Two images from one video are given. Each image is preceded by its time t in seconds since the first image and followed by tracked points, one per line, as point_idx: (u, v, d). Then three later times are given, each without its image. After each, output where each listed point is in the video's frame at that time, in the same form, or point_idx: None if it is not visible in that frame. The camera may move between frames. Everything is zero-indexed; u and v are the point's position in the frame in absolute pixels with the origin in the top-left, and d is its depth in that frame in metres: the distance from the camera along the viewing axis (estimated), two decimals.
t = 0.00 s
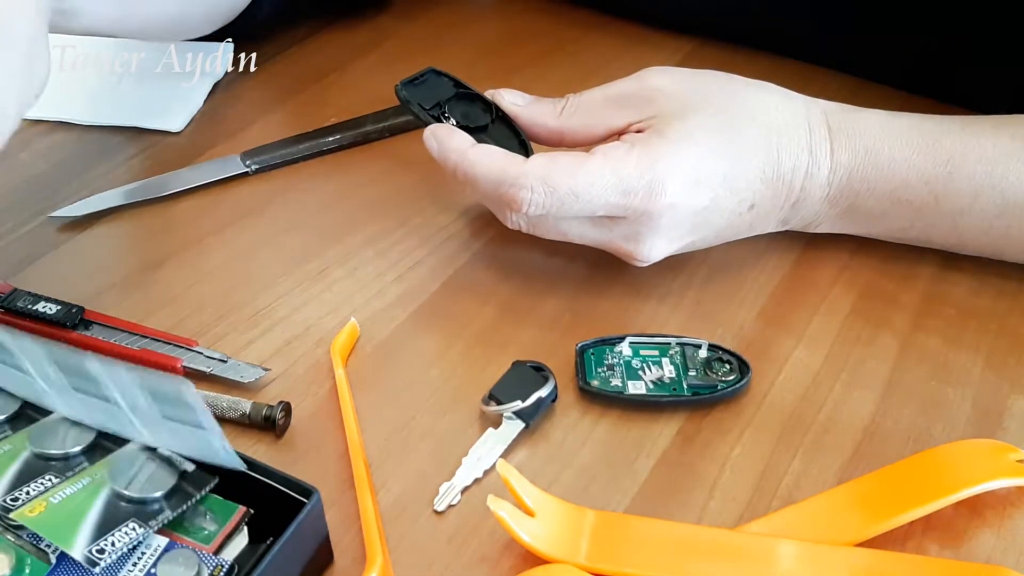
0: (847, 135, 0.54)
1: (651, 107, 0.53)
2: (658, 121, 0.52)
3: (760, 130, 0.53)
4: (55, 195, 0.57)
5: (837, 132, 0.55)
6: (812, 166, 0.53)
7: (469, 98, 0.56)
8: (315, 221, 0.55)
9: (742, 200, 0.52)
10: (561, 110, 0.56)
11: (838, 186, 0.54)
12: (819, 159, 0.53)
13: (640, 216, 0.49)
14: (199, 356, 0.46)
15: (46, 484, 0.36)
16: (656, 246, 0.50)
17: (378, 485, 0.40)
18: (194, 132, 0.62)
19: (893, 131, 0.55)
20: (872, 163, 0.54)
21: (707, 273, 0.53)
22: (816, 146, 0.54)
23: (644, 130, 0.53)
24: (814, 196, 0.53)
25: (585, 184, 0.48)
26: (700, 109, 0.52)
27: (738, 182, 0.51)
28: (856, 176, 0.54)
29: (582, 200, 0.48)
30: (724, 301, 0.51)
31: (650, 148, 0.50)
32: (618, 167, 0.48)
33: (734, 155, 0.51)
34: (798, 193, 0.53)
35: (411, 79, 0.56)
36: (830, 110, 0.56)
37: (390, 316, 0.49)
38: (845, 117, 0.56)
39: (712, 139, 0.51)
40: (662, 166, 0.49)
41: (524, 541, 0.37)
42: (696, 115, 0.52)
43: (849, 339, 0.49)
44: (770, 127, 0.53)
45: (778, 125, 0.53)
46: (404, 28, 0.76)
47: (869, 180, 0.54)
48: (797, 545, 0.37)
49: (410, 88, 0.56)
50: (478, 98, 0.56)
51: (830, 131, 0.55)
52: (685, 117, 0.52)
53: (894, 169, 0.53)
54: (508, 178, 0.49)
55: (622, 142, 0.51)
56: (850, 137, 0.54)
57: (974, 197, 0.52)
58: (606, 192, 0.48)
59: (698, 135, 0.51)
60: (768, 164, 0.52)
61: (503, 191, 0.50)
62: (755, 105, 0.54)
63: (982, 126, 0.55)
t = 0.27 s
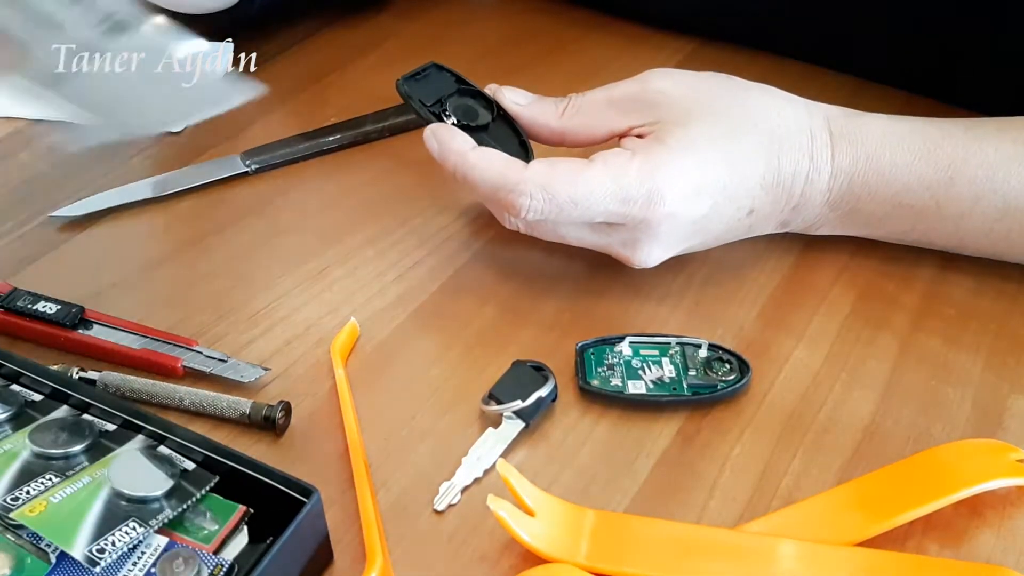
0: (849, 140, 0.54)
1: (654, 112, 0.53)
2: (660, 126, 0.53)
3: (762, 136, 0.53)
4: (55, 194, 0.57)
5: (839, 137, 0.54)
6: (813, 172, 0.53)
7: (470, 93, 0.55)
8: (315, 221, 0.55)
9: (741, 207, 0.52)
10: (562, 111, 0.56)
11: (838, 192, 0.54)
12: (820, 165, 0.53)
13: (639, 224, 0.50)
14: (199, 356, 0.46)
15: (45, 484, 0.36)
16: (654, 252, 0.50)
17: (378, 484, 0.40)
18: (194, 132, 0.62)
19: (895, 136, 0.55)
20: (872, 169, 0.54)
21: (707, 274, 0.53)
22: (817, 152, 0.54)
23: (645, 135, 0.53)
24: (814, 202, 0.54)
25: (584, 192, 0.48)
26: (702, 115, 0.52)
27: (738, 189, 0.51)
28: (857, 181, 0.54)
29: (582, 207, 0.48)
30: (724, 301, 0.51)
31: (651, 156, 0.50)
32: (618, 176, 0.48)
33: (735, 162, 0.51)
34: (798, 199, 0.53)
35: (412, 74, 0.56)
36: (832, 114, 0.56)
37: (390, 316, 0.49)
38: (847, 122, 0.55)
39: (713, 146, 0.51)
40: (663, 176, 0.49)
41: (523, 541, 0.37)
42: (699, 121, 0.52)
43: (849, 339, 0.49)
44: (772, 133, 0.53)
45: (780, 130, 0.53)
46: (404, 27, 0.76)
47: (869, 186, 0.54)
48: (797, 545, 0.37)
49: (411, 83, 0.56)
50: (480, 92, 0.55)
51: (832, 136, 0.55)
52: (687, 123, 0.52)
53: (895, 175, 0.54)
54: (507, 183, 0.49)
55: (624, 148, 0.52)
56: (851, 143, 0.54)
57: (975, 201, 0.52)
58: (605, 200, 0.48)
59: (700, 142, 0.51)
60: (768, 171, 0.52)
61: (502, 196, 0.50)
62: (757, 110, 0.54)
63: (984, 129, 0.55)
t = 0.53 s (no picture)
0: (850, 138, 0.54)
1: (655, 108, 0.53)
2: (661, 123, 0.52)
3: (762, 133, 0.53)
4: (55, 194, 0.57)
5: (840, 135, 0.54)
6: (813, 170, 0.53)
7: (474, 89, 0.56)
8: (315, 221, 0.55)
9: (742, 204, 0.52)
10: (564, 107, 0.56)
11: (839, 190, 0.54)
12: (820, 162, 0.53)
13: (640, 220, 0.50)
14: (199, 356, 0.46)
15: (45, 484, 0.36)
16: (654, 249, 0.50)
17: (378, 485, 0.40)
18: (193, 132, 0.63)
19: (896, 135, 0.55)
20: (873, 167, 0.54)
21: (707, 273, 0.53)
22: (818, 150, 0.54)
23: (646, 132, 0.53)
24: (815, 200, 0.53)
25: (584, 186, 0.48)
26: (703, 112, 0.52)
27: (739, 187, 0.51)
28: (858, 179, 0.54)
29: (582, 201, 0.48)
30: (724, 301, 0.51)
31: (652, 152, 0.50)
32: (619, 171, 0.48)
33: (736, 159, 0.51)
34: (799, 197, 0.53)
35: (418, 67, 0.57)
36: (834, 113, 0.56)
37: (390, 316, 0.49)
38: (848, 120, 0.56)
39: (714, 142, 0.51)
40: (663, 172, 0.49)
41: (523, 540, 0.37)
42: (700, 117, 0.52)
43: (849, 339, 0.49)
44: (773, 130, 0.53)
45: (781, 128, 0.53)
46: (404, 28, 0.76)
47: (870, 184, 0.54)
48: (797, 545, 0.37)
49: (416, 75, 0.57)
50: (485, 90, 0.56)
51: (833, 134, 0.55)
52: (689, 119, 0.52)
53: (894, 173, 0.54)
54: (509, 174, 0.49)
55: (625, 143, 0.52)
56: (853, 141, 0.54)
57: (975, 200, 0.52)
58: (605, 194, 0.48)
59: (701, 139, 0.51)
60: (769, 168, 0.52)
61: (502, 189, 0.50)
62: (759, 108, 0.54)
63: (985, 129, 0.55)
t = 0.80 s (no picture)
0: (850, 139, 0.54)
1: (656, 109, 0.53)
2: (661, 124, 0.52)
3: (763, 134, 0.53)
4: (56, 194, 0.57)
5: (841, 136, 0.54)
6: (814, 170, 0.53)
7: (474, 90, 0.56)
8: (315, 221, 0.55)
9: (742, 205, 0.52)
10: (564, 108, 0.56)
11: (840, 190, 0.54)
12: (821, 163, 0.53)
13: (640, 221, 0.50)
14: (200, 356, 0.46)
15: (45, 484, 0.36)
16: (655, 249, 0.50)
17: (378, 485, 0.40)
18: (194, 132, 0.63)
19: (896, 136, 0.55)
20: (873, 167, 0.54)
21: (708, 274, 0.53)
22: (819, 151, 0.54)
23: (647, 133, 0.53)
24: (815, 201, 0.53)
25: (586, 186, 0.48)
26: (704, 113, 0.52)
27: (740, 187, 0.51)
28: (858, 180, 0.54)
29: (583, 201, 0.48)
30: (724, 301, 0.51)
31: (653, 152, 0.50)
32: (621, 171, 0.48)
33: (737, 160, 0.51)
34: (798, 197, 0.53)
35: (419, 66, 0.56)
36: (834, 113, 0.56)
37: (390, 317, 0.49)
38: (849, 121, 0.55)
39: (715, 143, 0.51)
40: (665, 173, 0.49)
41: (523, 540, 0.37)
42: (700, 118, 0.52)
43: (850, 339, 0.49)
44: (774, 131, 0.53)
45: (782, 129, 0.53)
46: (404, 28, 0.76)
47: (870, 184, 0.54)
48: (796, 545, 0.37)
49: (416, 75, 0.56)
50: (484, 91, 0.56)
51: (834, 135, 0.54)
52: (690, 120, 0.52)
53: (895, 173, 0.54)
54: (512, 172, 0.49)
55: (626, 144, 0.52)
56: (853, 142, 0.54)
57: (975, 201, 0.52)
58: (606, 195, 0.48)
59: (702, 140, 0.51)
60: (770, 168, 0.52)
61: (504, 188, 0.50)
62: (759, 110, 0.54)
63: (986, 129, 0.55)
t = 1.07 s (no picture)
0: (849, 139, 0.54)
1: (656, 111, 0.53)
2: (662, 126, 0.52)
3: (763, 135, 0.53)
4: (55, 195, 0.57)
5: (840, 137, 0.55)
6: (814, 172, 0.53)
7: (475, 92, 0.56)
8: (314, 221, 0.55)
9: (743, 206, 0.52)
10: (564, 112, 0.56)
11: (840, 191, 0.54)
12: (821, 164, 0.53)
13: (640, 223, 0.50)
14: (200, 356, 0.46)
15: (45, 484, 0.36)
16: (655, 250, 0.51)
17: (378, 485, 0.40)
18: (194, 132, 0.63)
19: (896, 136, 0.55)
20: (873, 168, 0.54)
21: (707, 274, 0.53)
22: (819, 151, 0.54)
23: (647, 135, 0.53)
24: (815, 202, 0.54)
25: (587, 187, 0.48)
26: (705, 114, 0.52)
27: (740, 189, 0.51)
28: (858, 180, 0.54)
29: (584, 202, 0.48)
30: (724, 301, 0.51)
31: (654, 154, 0.50)
32: (622, 172, 0.48)
33: (738, 161, 0.51)
34: (799, 198, 0.53)
35: (421, 66, 0.57)
36: (835, 114, 0.56)
37: (390, 317, 0.49)
38: (849, 122, 0.55)
39: (716, 144, 0.51)
40: (666, 173, 0.49)
41: (523, 541, 0.37)
42: (701, 119, 0.52)
43: (849, 339, 0.49)
44: (774, 132, 0.53)
45: (782, 130, 0.53)
46: (404, 28, 0.76)
47: (871, 185, 0.54)
48: (797, 545, 0.37)
49: (418, 75, 0.56)
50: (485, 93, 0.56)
51: (833, 135, 0.55)
52: (691, 121, 0.52)
53: (895, 174, 0.54)
54: (512, 172, 0.48)
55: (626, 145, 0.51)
56: (853, 143, 0.54)
57: (975, 202, 0.52)
58: (607, 197, 0.48)
59: (703, 141, 0.51)
60: (770, 169, 0.52)
61: (505, 188, 0.49)
62: (759, 111, 0.54)
63: (986, 130, 0.55)
